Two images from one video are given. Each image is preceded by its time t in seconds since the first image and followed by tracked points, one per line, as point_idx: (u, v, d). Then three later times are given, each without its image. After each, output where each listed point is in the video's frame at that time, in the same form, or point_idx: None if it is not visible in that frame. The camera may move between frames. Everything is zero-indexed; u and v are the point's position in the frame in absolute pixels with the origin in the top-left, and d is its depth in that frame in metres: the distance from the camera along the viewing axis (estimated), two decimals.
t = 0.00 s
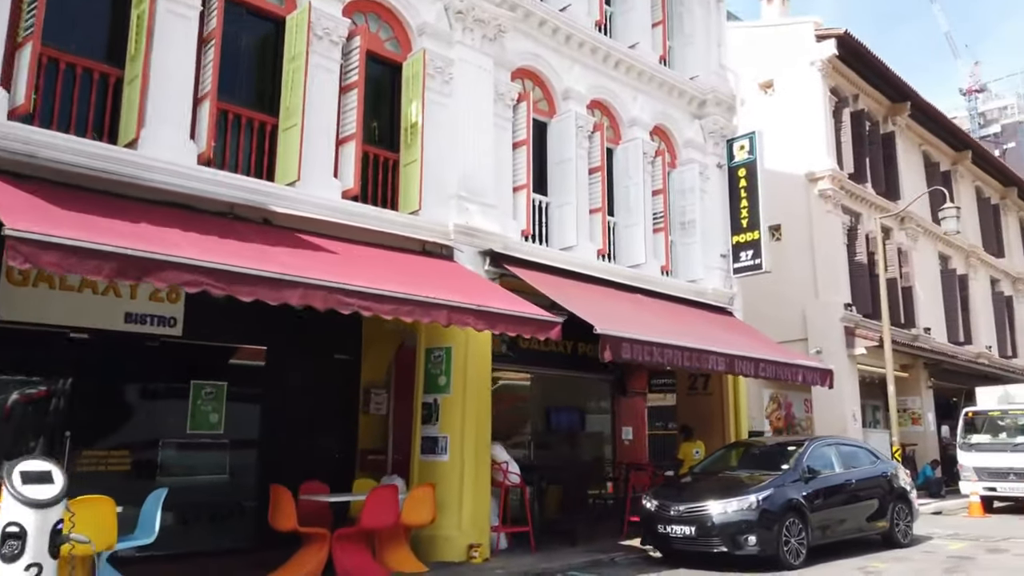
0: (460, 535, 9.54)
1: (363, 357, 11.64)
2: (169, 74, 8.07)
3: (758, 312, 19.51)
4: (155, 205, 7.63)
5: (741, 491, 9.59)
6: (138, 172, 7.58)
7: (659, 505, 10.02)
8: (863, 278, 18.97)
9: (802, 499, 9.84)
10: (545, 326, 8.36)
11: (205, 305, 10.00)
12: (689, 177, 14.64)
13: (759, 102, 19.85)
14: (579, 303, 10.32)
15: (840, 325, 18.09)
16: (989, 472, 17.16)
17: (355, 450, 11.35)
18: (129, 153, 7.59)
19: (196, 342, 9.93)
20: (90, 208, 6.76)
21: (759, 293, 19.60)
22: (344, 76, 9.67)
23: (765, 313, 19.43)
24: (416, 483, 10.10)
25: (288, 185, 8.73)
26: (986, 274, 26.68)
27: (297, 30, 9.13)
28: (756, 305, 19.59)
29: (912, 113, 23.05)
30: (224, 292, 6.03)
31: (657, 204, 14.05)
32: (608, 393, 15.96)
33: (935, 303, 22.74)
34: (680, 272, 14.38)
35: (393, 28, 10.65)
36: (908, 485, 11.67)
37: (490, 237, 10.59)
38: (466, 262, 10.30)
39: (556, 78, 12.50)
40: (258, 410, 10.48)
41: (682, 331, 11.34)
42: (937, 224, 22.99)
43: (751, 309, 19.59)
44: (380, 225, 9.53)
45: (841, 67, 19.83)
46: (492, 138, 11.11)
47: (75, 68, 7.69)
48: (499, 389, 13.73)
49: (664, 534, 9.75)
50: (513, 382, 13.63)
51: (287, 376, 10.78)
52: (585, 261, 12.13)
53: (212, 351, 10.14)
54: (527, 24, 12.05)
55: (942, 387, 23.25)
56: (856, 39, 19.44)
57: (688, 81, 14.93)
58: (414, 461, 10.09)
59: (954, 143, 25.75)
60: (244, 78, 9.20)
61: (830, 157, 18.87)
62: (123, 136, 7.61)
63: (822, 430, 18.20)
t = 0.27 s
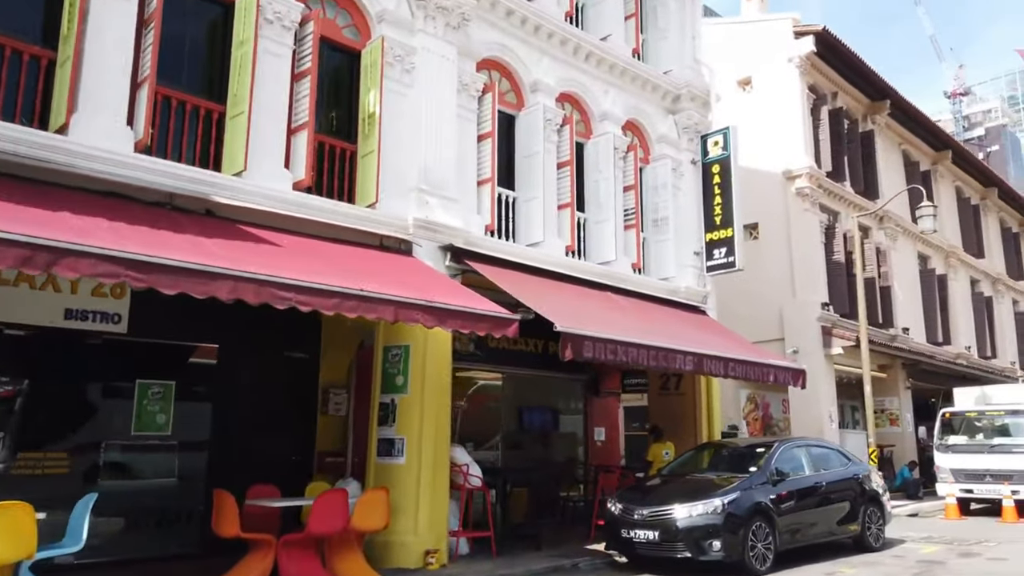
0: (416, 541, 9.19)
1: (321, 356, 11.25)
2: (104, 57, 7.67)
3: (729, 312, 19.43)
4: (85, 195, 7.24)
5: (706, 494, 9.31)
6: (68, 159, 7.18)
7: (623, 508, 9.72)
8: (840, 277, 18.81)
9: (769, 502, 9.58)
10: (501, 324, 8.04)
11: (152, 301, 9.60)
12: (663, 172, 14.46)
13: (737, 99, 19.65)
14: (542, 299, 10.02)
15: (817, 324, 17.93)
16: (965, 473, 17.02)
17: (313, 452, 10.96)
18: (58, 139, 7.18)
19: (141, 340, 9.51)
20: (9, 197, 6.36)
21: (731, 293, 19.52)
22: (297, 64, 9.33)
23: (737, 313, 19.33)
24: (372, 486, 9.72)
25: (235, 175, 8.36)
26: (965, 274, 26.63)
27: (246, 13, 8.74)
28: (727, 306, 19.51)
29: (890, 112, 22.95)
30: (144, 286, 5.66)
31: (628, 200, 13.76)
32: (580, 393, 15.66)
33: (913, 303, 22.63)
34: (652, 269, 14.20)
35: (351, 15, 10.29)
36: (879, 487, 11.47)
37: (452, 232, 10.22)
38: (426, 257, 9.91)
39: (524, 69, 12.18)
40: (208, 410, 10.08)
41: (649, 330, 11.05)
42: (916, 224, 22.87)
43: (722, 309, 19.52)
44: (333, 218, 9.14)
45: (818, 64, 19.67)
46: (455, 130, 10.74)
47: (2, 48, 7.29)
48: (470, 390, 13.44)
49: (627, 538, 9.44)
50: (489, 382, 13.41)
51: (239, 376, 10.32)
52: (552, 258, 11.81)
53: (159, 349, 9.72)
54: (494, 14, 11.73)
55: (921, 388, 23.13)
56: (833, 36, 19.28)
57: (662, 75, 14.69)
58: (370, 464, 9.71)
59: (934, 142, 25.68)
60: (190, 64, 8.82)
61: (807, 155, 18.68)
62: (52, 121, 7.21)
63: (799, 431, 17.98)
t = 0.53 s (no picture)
0: (370, 539, 8.81)
1: (280, 349, 10.76)
2: (34, 28, 7.26)
3: (705, 306, 19.24)
4: (10, 172, 6.83)
5: (671, 490, 9.00)
6: None
7: (588, 505, 9.39)
8: (820, 272, 18.58)
9: (737, 498, 9.29)
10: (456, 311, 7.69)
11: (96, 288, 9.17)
12: (638, 162, 14.12)
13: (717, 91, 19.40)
14: (505, 288, 9.68)
15: (795, 319, 17.75)
16: (944, 471, 16.81)
17: (268, 447, 10.54)
18: None
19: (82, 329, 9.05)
20: None
21: (708, 287, 19.34)
22: (248, 41, 8.93)
23: (715, 307, 19.07)
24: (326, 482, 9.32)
25: (177, 155, 8.01)
26: (947, 271, 26.51)
27: None
28: (705, 299, 19.27)
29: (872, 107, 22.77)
30: (53, 264, 5.28)
31: (601, 190, 13.43)
32: (553, 388, 15.32)
33: (894, 299, 22.45)
34: (625, 262, 13.86)
35: None
36: (853, 484, 11.22)
37: (412, 218, 9.84)
38: (383, 244, 9.54)
39: (492, 53, 11.82)
40: (156, 403, 9.64)
41: (618, 322, 10.73)
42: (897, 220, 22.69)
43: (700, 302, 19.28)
44: (284, 201, 8.75)
45: (798, 56, 19.44)
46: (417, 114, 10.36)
47: None
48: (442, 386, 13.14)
49: (591, 536, 9.11)
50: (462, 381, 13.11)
51: (190, 368, 9.90)
52: (520, 248, 11.45)
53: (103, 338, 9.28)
54: None
55: (901, 385, 22.97)
56: (814, 28, 19.05)
57: (637, 63, 14.38)
58: (324, 459, 9.30)
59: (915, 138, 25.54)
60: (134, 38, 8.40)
61: (786, 148, 18.45)
62: None
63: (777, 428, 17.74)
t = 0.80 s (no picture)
0: (308, 546, 8.42)
1: (221, 347, 10.35)
2: None
3: (673, 305, 19.09)
4: None
5: (624, 493, 8.69)
6: None
7: (539, 509, 9.05)
8: (789, 271, 18.42)
9: (692, 501, 9.01)
10: (395, 306, 7.29)
11: (21, 280, 8.68)
12: (602, 157, 13.77)
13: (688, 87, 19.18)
14: (456, 283, 9.31)
15: (764, 317, 17.56)
16: (910, 472, 16.69)
17: (208, 448, 10.10)
18: None
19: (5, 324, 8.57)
20: None
21: (675, 286, 19.18)
22: (184, 21, 8.53)
23: (681, 307, 19.00)
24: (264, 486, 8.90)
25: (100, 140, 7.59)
26: (917, 271, 26.52)
27: None
28: (671, 299, 19.15)
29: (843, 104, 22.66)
30: None
31: (563, 184, 13.07)
32: (516, 387, 14.96)
33: (864, 299, 22.38)
34: (589, 259, 13.55)
35: None
36: (814, 486, 11.00)
37: (359, 210, 9.40)
38: (327, 236, 9.08)
39: (449, 41, 11.42)
40: (87, 402, 9.16)
41: (575, 319, 10.39)
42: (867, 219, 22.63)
43: (665, 302, 19.18)
44: (220, 190, 8.29)
45: (769, 52, 19.26)
46: (367, 101, 9.92)
47: None
48: (406, 386, 12.93)
49: (541, 541, 8.76)
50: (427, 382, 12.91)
51: (124, 366, 9.49)
52: (475, 243, 11.06)
53: (28, 334, 8.80)
54: None
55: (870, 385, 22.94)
56: (785, 23, 18.84)
57: (603, 55, 14.05)
58: (263, 461, 8.88)
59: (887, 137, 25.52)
60: (58, 16, 7.91)
61: (756, 144, 18.26)
62: None
63: (744, 427, 17.54)
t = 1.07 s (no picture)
0: (216, 546, 7.94)
1: (134, 335, 9.72)
2: None
3: (619, 300, 18.99)
4: None
5: (553, 488, 8.40)
6: None
7: (465, 505, 8.70)
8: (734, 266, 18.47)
9: (623, 496, 8.78)
10: (308, 291, 6.97)
11: None
12: (546, 145, 13.47)
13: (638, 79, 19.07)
14: (383, 270, 8.91)
15: (709, 312, 17.52)
16: (850, 466, 16.83)
17: (118, 443, 9.48)
18: None
19: None
20: None
21: (621, 280, 19.06)
22: None
23: (626, 302, 18.89)
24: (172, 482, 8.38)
25: None
26: (862, 269, 26.92)
27: None
28: (618, 293, 19.05)
29: (792, 102, 22.79)
30: None
31: (504, 171, 12.70)
32: (456, 381, 14.55)
33: (809, 295, 22.57)
34: (530, 249, 13.27)
35: None
36: (750, 480, 10.89)
37: (281, 191, 8.92)
38: (245, 217, 8.60)
39: (384, 18, 10.95)
40: None
41: (509, 309, 10.07)
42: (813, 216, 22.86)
43: (611, 297, 19.10)
44: (125, 165, 7.76)
45: (718, 46, 19.20)
46: (293, 78, 9.43)
47: None
48: (347, 380, 12.64)
49: (466, 539, 8.41)
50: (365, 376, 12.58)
51: (21, 354, 8.84)
52: (408, 229, 10.59)
53: None
54: None
55: (813, 381, 23.20)
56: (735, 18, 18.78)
57: (547, 41, 13.74)
58: (171, 456, 8.37)
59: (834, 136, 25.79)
60: None
61: (704, 138, 18.20)
62: None
63: (689, 422, 17.50)
